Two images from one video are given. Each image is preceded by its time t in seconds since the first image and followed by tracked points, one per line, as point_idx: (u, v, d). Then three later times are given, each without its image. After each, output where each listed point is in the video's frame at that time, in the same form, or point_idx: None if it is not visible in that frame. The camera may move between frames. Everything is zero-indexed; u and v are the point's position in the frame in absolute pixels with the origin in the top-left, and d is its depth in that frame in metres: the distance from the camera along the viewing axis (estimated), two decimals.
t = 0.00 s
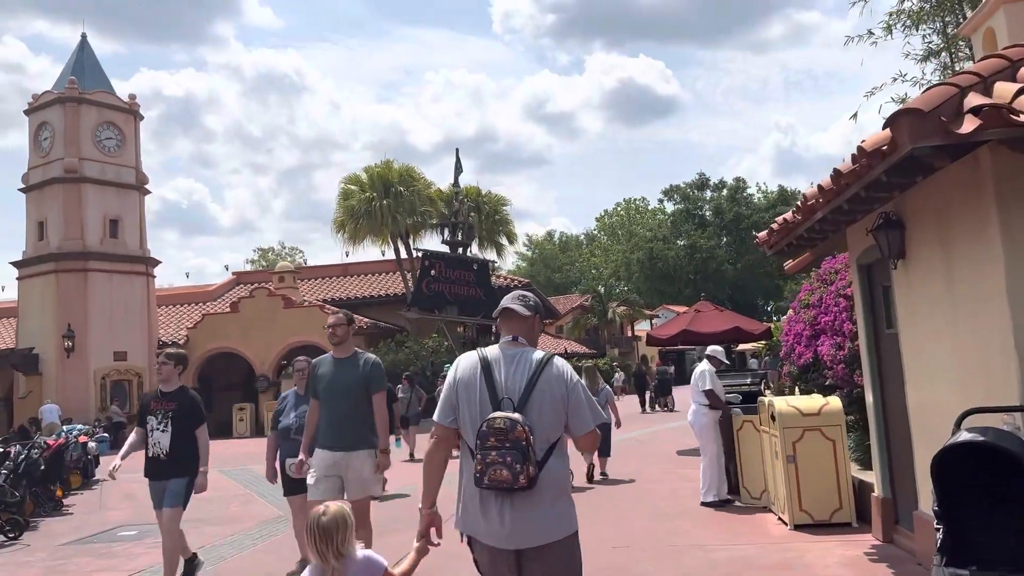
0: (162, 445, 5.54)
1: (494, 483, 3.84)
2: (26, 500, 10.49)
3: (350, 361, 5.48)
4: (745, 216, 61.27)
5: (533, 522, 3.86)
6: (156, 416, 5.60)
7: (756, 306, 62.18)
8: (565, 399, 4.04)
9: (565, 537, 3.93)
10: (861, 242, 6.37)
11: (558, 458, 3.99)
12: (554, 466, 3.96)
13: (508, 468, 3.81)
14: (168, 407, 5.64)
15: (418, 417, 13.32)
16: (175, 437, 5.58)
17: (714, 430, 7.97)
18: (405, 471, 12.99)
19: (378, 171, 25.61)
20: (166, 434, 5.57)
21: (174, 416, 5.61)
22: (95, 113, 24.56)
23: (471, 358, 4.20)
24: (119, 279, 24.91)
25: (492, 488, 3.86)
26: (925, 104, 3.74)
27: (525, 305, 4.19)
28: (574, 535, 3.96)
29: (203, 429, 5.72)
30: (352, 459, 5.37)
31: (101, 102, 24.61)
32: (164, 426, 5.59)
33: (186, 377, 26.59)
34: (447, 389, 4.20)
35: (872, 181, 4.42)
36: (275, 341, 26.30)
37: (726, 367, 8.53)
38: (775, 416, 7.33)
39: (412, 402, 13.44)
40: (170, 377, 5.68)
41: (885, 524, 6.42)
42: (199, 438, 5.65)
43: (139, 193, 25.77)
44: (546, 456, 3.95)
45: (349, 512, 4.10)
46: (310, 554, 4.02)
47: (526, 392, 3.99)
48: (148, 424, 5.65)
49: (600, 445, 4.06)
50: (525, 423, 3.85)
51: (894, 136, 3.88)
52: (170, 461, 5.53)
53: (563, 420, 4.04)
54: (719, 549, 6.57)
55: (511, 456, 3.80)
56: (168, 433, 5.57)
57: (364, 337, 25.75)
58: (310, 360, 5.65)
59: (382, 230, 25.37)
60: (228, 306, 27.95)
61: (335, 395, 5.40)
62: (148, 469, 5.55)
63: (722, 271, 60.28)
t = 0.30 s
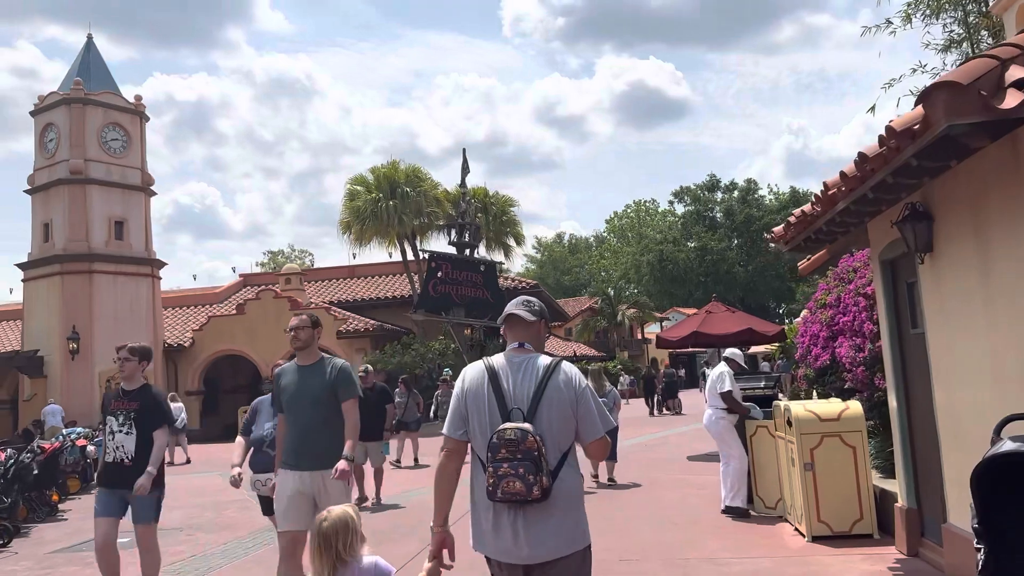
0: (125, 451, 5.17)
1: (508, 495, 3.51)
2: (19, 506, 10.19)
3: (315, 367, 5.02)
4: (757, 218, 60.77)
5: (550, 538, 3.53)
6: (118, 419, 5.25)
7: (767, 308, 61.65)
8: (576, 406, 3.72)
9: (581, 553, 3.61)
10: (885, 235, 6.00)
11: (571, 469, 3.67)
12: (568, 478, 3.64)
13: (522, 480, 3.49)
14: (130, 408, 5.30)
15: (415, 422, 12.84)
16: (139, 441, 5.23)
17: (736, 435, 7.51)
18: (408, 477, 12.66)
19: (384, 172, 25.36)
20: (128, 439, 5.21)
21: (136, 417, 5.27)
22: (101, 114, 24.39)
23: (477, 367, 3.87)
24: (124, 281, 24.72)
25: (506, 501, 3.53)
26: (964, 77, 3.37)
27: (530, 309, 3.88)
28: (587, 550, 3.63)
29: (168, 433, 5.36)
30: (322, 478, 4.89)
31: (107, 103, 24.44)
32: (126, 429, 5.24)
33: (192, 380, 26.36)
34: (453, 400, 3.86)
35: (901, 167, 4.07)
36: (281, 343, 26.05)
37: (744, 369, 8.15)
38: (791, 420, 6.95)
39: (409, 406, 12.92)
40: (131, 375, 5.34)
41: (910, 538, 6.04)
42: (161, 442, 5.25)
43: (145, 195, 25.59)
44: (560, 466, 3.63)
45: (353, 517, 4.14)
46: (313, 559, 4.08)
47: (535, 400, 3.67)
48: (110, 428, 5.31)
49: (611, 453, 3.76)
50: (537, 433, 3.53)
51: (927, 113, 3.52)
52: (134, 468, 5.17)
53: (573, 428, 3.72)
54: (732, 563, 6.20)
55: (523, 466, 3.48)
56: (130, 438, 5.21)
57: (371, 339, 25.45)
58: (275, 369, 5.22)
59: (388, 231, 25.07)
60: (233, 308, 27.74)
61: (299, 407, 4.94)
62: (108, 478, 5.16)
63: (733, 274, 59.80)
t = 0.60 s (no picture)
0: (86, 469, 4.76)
1: (531, 491, 3.38)
2: (19, 512, 9.95)
3: (277, 363, 4.40)
4: (772, 221, 60.15)
5: (575, 536, 3.39)
6: (73, 432, 4.80)
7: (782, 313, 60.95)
8: (605, 402, 3.57)
9: (611, 551, 3.48)
10: (922, 230, 5.62)
11: (598, 468, 3.52)
12: (595, 476, 3.50)
13: (545, 474, 3.36)
14: (88, 420, 4.85)
15: (416, 428, 12.34)
16: (98, 457, 4.81)
17: (766, 443, 7.10)
18: (418, 484, 12.31)
19: (396, 173, 25.09)
20: (89, 455, 4.79)
21: (94, 431, 4.83)
22: (111, 116, 24.27)
23: (504, 362, 3.75)
24: (134, 284, 24.54)
25: (530, 496, 3.40)
26: None
27: (560, 304, 3.75)
28: (619, 551, 3.52)
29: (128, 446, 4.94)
30: (280, 493, 4.24)
31: (117, 106, 24.32)
32: (83, 445, 4.79)
33: (202, 384, 26.17)
34: (479, 396, 3.74)
35: (953, 149, 3.71)
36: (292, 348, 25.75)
37: (783, 376, 7.71)
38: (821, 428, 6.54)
39: (411, 411, 12.39)
40: (86, 383, 4.89)
41: (951, 553, 5.62)
42: (124, 458, 4.87)
43: (155, 197, 25.45)
44: (587, 464, 3.49)
45: (389, 528, 3.79)
46: None
47: (562, 395, 3.53)
48: (61, 443, 4.83)
49: (641, 450, 3.59)
50: (561, 426, 3.40)
51: (988, 84, 3.17)
52: (95, 487, 4.76)
53: (601, 424, 3.56)
54: None
55: (547, 461, 3.35)
56: (92, 454, 4.80)
57: (382, 343, 25.14)
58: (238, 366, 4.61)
59: (399, 234, 24.77)
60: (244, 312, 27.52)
61: (258, 409, 4.31)
62: (68, 500, 4.72)
63: (748, 277, 59.18)
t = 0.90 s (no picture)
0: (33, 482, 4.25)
1: (583, 521, 3.22)
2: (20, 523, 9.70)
3: (241, 373, 3.84)
4: (791, 225, 59.47)
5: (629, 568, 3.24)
6: (20, 442, 4.31)
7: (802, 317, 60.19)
8: (661, 426, 3.40)
9: None
10: (968, 227, 5.23)
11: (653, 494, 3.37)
12: (649, 503, 3.34)
13: (598, 505, 3.20)
14: (39, 427, 4.36)
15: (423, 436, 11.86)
16: (46, 469, 4.29)
17: (801, 456, 6.69)
18: (431, 495, 11.94)
19: (410, 177, 24.82)
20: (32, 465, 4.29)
21: (43, 439, 4.33)
22: (124, 121, 24.18)
23: (551, 378, 3.57)
24: (147, 290, 24.41)
25: (581, 526, 3.24)
26: None
27: (612, 319, 3.57)
28: None
29: (84, 457, 4.43)
30: (241, 528, 3.65)
31: (130, 111, 24.25)
32: (30, 455, 4.30)
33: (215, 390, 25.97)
34: (525, 415, 3.56)
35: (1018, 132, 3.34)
36: (306, 354, 25.52)
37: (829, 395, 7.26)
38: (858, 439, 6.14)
39: (418, 419, 11.93)
40: (33, 387, 4.40)
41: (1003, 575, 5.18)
42: (85, 470, 4.39)
43: (169, 203, 25.35)
44: (641, 491, 3.33)
45: (429, 538, 3.65)
46: None
47: (617, 418, 3.36)
48: (7, 456, 4.33)
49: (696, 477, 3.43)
50: (615, 454, 3.23)
51: None
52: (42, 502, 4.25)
53: (657, 448, 3.40)
54: None
55: (601, 491, 3.19)
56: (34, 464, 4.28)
57: (397, 348, 24.81)
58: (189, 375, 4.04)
59: (414, 239, 24.46)
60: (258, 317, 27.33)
61: (218, 429, 3.75)
62: (13, 519, 4.23)
63: (767, 281, 58.48)
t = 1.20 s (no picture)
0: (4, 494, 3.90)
1: (625, 511, 3.48)
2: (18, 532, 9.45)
3: (172, 370, 3.35)
4: (810, 229, 58.75)
5: (668, 556, 3.50)
6: None
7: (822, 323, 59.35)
8: (700, 416, 3.73)
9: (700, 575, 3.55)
10: (1011, 215, 4.85)
11: (692, 482, 3.67)
12: (688, 493, 3.64)
13: (641, 495, 3.45)
14: None
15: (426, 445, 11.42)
16: None
17: (828, 464, 6.36)
18: (439, 504, 11.61)
19: (423, 181, 24.54)
20: None
21: None
22: (137, 126, 24.12)
23: (586, 368, 3.86)
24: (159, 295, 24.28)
25: (622, 517, 3.50)
26: None
27: (647, 306, 3.92)
28: None
29: None
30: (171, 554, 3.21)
31: (143, 116, 24.18)
32: None
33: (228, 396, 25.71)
34: (561, 404, 3.84)
35: None
36: (319, 360, 25.26)
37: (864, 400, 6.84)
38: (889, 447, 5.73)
39: (421, 426, 11.49)
40: None
41: None
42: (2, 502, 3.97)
43: (182, 208, 25.24)
44: (681, 482, 3.63)
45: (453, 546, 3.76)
46: None
47: (657, 408, 3.67)
48: None
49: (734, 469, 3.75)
50: (657, 444, 3.52)
51: None
52: None
53: (696, 440, 3.72)
54: None
55: (645, 480, 3.45)
56: None
57: (410, 353, 24.53)
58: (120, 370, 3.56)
59: (427, 243, 24.18)
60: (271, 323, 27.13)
61: (145, 437, 3.28)
62: None
63: (786, 286, 57.73)
